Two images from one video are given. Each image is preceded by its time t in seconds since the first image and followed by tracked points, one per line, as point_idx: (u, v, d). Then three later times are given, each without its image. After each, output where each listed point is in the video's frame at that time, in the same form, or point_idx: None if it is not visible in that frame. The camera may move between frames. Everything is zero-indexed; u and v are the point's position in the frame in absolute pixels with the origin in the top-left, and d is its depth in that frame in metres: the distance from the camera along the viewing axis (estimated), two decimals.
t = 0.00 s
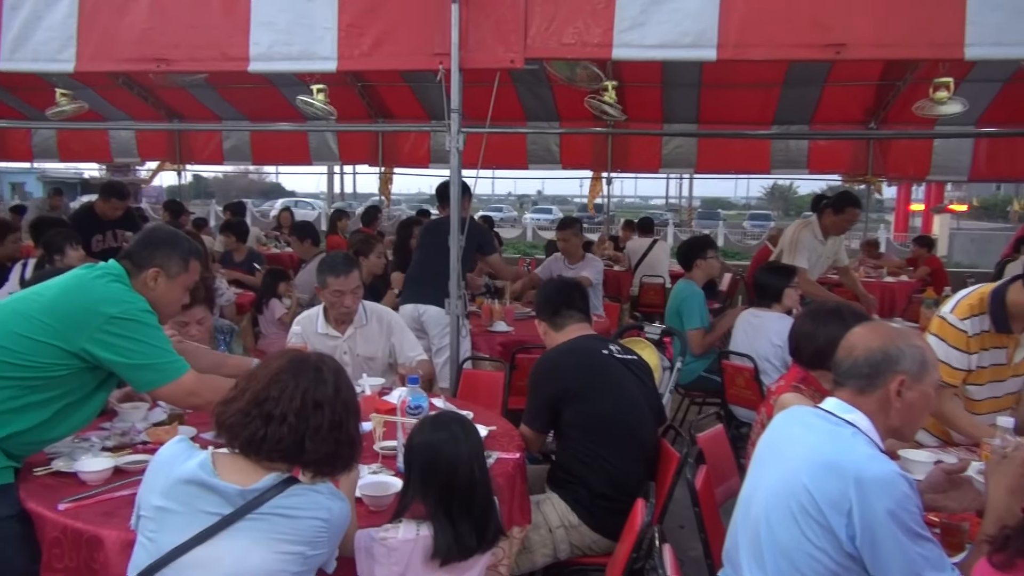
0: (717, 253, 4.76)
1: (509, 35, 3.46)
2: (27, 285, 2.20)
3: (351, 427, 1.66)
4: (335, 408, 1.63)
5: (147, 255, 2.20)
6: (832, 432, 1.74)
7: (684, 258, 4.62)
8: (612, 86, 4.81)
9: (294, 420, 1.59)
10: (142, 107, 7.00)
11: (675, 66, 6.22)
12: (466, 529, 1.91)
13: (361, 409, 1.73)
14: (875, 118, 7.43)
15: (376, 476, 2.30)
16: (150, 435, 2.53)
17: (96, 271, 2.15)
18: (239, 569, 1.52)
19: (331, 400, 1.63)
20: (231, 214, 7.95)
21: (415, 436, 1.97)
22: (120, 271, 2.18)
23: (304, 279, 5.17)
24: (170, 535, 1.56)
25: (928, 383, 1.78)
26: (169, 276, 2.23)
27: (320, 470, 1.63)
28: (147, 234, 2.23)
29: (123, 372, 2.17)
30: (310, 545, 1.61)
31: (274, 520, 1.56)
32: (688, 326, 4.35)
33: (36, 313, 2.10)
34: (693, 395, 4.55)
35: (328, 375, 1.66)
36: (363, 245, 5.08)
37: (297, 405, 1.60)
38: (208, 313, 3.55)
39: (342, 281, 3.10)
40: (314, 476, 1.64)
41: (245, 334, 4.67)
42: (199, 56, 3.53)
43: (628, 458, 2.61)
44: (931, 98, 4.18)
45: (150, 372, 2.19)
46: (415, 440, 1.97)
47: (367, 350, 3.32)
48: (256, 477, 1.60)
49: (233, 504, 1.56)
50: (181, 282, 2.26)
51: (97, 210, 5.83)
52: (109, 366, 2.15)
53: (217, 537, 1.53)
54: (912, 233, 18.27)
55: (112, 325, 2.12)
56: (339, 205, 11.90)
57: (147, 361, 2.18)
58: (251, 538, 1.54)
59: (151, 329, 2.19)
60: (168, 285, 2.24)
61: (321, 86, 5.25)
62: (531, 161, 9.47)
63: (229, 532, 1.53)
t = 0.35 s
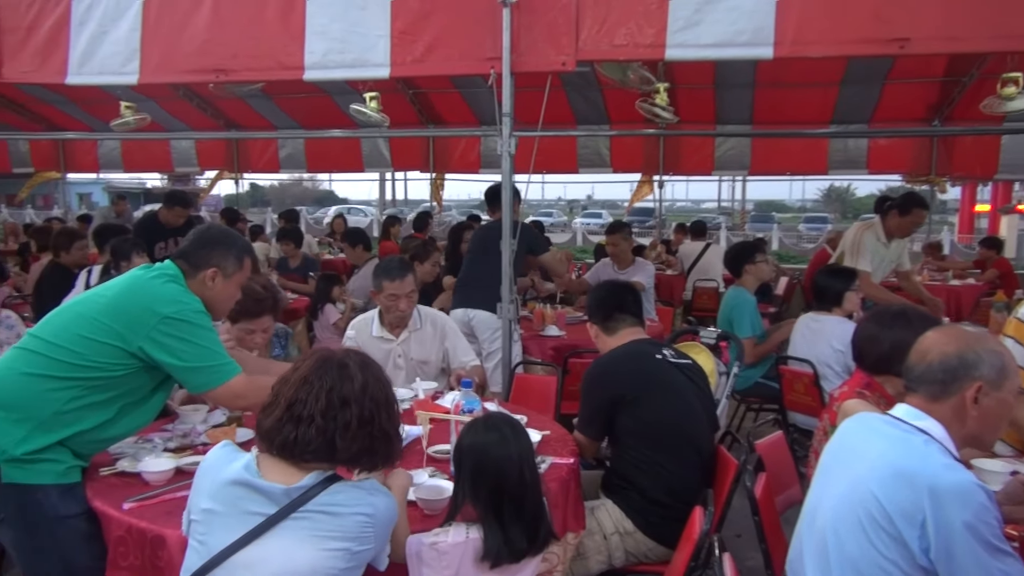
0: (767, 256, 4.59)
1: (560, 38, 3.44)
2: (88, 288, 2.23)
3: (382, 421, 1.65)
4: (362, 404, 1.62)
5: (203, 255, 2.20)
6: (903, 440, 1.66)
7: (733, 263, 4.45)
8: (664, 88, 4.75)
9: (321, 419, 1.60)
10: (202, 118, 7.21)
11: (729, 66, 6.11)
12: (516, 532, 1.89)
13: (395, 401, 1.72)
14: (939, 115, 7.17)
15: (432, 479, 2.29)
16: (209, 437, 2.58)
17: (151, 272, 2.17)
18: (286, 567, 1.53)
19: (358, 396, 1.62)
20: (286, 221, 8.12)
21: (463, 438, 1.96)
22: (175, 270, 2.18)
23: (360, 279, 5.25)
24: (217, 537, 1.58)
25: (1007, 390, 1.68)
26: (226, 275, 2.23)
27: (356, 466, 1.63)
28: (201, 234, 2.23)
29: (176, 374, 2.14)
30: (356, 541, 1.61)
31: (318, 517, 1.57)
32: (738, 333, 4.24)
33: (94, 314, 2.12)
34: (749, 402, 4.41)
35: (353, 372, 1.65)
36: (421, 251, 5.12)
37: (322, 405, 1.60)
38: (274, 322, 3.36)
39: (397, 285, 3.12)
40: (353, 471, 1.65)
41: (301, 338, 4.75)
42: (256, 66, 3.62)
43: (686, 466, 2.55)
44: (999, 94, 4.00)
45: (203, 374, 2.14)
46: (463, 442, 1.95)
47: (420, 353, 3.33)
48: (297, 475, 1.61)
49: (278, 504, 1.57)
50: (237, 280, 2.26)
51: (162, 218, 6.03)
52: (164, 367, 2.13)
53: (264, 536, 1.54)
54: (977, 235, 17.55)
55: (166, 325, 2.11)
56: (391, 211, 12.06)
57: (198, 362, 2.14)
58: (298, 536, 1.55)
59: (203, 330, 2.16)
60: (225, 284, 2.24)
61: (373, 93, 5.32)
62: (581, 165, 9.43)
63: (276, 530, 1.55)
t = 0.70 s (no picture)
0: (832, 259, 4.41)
1: (613, 35, 3.41)
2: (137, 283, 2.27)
3: (372, 410, 1.65)
4: (343, 395, 1.63)
5: (250, 243, 2.25)
6: (974, 445, 1.59)
7: (794, 264, 4.34)
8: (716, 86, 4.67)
9: (306, 414, 1.63)
10: (257, 121, 7.37)
11: (784, 61, 5.97)
12: (571, 532, 1.87)
13: (392, 389, 1.70)
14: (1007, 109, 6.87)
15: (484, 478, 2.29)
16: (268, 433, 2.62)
17: (197, 264, 2.20)
18: (308, 554, 1.56)
19: (340, 388, 1.63)
20: (339, 221, 8.25)
21: (513, 438, 1.94)
22: (223, 261, 2.22)
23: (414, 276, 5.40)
24: (241, 530, 1.63)
25: None
26: (272, 262, 2.29)
27: (350, 455, 1.65)
28: (245, 223, 2.28)
29: (228, 365, 2.17)
30: (377, 523, 1.62)
31: (333, 503, 1.60)
32: (798, 335, 4.12)
33: (147, 307, 2.15)
34: (806, 405, 4.30)
35: (337, 364, 1.66)
36: (471, 251, 5.15)
37: (306, 399, 1.64)
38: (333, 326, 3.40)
39: (454, 282, 3.15)
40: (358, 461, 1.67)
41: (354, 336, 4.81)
42: (311, 69, 3.68)
43: (743, 468, 2.50)
44: None
45: (255, 362, 2.17)
46: (512, 442, 1.94)
47: (475, 352, 3.33)
48: (307, 464, 1.65)
49: (293, 493, 1.61)
50: (282, 267, 2.32)
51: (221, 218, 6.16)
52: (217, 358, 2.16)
53: (284, 524, 1.58)
54: None
55: (217, 315, 2.14)
56: (440, 211, 12.13)
57: (251, 353, 2.17)
58: (317, 522, 1.58)
59: (254, 321, 2.19)
60: (272, 271, 2.29)
61: (424, 94, 5.36)
62: (632, 163, 9.34)
63: (295, 518, 1.59)
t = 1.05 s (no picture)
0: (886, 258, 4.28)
1: (656, 31, 3.37)
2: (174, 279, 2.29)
3: (368, 397, 1.66)
4: (340, 383, 1.66)
5: (290, 232, 2.30)
6: None
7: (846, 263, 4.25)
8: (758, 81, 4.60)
9: (306, 403, 1.68)
10: (299, 122, 7.48)
11: (829, 54, 5.85)
12: (618, 532, 1.85)
13: (394, 378, 1.71)
14: None
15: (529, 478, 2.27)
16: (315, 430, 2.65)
17: (231, 256, 2.22)
18: (328, 540, 1.60)
19: (338, 377, 1.66)
20: (379, 220, 8.33)
21: (558, 438, 1.93)
22: (259, 252, 2.26)
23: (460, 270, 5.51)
24: (267, 520, 1.67)
25: None
26: (308, 252, 2.34)
27: (349, 442, 1.67)
28: (282, 211, 2.33)
29: (265, 355, 2.19)
30: (394, 505, 1.65)
31: (347, 490, 1.63)
32: (848, 335, 4.01)
33: (186, 302, 2.17)
34: (853, 406, 4.20)
35: (338, 354, 1.69)
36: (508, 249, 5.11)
37: (306, 389, 1.68)
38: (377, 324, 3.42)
39: (502, 278, 3.16)
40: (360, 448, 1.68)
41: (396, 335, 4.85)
42: (353, 70, 3.71)
43: (793, 473, 2.46)
44: None
45: (295, 351, 2.19)
46: (558, 442, 1.93)
47: (520, 351, 3.34)
48: (321, 454, 1.67)
49: (310, 482, 1.64)
50: (317, 258, 2.38)
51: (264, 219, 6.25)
52: (257, 349, 2.18)
53: (305, 513, 1.62)
54: None
55: (255, 307, 2.16)
56: (479, 210, 12.17)
57: (288, 344, 2.19)
58: (334, 510, 1.62)
59: (290, 312, 2.22)
60: (308, 260, 2.35)
61: (463, 94, 5.38)
62: (672, 160, 9.24)
63: (314, 507, 1.62)
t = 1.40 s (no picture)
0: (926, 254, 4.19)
1: (687, 24, 3.33)
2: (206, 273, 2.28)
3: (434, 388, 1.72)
4: (415, 374, 1.69)
5: (320, 224, 2.32)
6: None
7: (885, 259, 4.16)
8: (788, 73, 4.53)
9: (368, 395, 1.65)
10: (327, 120, 7.52)
11: (862, 46, 5.74)
12: (656, 532, 1.83)
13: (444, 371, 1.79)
14: None
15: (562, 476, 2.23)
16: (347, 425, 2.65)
17: (263, 250, 2.21)
18: (372, 530, 1.60)
19: (401, 367, 1.68)
20: (407, 218, 8.36)
21: (595, 435, 1.91)
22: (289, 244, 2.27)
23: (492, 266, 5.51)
24: (308, 511, 1.68)
25: None
26: (337, 243, 2.37)
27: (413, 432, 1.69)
28: (309, 201, 2.34)
29: (300, 351, 2.20)
30: (435, 494, 1.65)
31: (389, 481, 1.62)
32: (885, 331, 3.95)
33: (220, 297, 2.16)
34: (888, 403, 4.14)
35: (396, 345, 1.71)
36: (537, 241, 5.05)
37: (367, 381, 1.67)
38: (403, 317, 3.43)
39: (542, 271, 3.16)
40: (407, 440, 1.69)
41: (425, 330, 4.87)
42: (382, 67, 3.72)
43: (832, 470, 2.42)
44: None
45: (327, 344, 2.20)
46: (594, 439, 1.91)
47: (555, 347, 3.33)
48: (363, 444, 1.66)
49: (352, 472, 1.64)
50: (344, 248, 2.40)
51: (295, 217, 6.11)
52: (291, 342, 2.18)
53: (347, 504, 1.62)
54: None
55: (289, 302, 2.16)
56: (505, 207, 12.17)
57: (322, 339, 2.21)
58: (376, 500, 1.62)
59: (322, 306, 2.23)
60: (335, 251, 2.37)
61: (490, 90, 5.37)
62: (700, 155, 9.16)
63: (356, 496, 1.62)
